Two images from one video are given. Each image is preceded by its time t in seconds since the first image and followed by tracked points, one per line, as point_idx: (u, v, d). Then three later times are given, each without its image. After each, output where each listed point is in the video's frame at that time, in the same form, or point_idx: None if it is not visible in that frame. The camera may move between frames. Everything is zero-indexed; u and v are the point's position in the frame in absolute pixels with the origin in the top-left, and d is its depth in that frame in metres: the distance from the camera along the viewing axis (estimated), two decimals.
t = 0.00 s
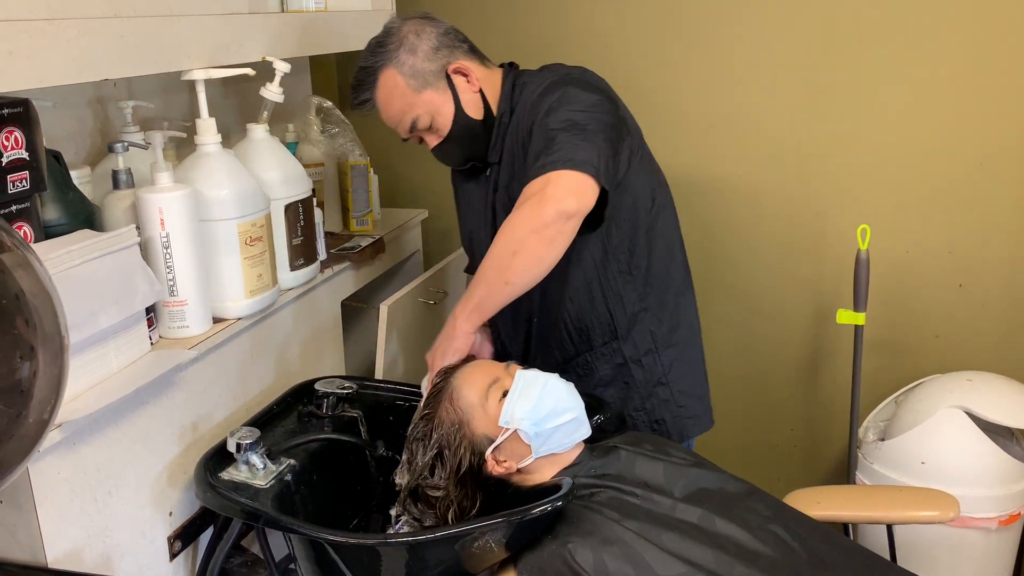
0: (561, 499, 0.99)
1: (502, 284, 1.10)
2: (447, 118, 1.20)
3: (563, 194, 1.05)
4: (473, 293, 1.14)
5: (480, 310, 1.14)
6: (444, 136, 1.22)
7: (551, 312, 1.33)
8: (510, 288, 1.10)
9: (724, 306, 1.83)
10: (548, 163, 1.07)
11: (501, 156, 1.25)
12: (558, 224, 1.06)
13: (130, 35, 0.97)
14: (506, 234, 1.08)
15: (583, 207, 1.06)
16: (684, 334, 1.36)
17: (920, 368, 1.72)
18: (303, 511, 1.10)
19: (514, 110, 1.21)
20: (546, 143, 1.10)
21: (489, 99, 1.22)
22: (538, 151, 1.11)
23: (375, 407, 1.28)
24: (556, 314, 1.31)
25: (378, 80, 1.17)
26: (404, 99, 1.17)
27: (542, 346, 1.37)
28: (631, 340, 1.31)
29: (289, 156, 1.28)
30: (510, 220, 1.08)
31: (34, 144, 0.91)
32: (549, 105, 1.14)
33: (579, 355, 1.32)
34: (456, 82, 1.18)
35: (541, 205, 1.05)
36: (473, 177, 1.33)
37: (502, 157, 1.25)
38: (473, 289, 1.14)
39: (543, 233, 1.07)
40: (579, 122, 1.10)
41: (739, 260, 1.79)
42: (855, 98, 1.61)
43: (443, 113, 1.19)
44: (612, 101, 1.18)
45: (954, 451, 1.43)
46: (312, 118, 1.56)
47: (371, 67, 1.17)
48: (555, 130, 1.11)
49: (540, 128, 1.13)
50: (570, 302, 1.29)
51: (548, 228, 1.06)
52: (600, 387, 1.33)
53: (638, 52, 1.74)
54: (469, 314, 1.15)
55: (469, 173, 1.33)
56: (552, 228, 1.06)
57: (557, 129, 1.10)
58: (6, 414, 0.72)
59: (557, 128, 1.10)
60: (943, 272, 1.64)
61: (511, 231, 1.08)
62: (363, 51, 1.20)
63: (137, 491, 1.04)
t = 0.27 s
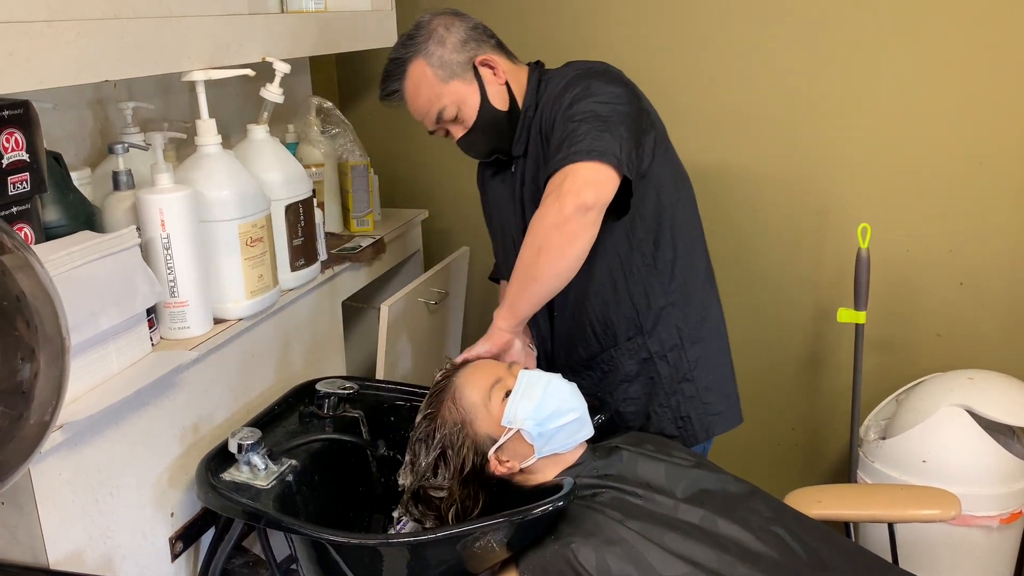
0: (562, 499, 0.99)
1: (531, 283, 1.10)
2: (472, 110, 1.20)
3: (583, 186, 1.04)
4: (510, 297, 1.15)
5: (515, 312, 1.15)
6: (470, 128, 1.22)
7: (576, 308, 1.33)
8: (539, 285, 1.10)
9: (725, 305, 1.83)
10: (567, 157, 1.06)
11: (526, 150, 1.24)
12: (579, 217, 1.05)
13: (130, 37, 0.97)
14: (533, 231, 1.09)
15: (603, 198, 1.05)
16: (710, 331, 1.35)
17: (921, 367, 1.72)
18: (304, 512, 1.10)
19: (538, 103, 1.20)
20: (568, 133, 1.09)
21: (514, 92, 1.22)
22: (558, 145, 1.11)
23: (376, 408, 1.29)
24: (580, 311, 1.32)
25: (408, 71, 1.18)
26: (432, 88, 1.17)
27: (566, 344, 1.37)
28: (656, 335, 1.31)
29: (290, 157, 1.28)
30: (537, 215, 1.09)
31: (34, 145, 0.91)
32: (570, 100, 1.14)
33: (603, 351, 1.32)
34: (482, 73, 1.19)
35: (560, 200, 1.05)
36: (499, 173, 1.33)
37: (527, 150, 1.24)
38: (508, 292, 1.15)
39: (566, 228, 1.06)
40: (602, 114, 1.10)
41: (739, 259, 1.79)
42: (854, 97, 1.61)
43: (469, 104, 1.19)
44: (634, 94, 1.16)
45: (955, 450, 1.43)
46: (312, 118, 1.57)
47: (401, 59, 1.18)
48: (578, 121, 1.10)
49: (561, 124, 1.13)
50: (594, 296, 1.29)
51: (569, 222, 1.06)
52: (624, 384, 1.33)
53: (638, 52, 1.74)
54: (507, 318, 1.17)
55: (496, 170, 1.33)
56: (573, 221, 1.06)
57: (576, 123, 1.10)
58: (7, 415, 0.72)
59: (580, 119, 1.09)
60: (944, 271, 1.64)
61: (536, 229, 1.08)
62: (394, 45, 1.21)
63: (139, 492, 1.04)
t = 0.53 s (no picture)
0: (564, 500, 0.99)
1: (531, 269, 1.05)
2: (483, 107, 1.20)
3: (593, 179, 1.02)
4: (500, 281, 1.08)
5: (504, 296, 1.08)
6: (481, 125, 1.22)
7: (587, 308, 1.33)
8: (539, 272, 1.05)
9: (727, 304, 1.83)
10: (582, 150, 1.04)
11: (538, 149, 1.25)
12: (589, 209, 1.03)
13: (131, 39, 0.97)
14: (538, 217, 1.05)
15: (615, 194, 1.03)
16: (723, 331, 1.34)
17: (923, 366, 1.72)
18: (307, 513, 1.11)
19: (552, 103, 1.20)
20: (582, 130, 1.07)
21: (527, 90, 1.22)
22: (571, 142, 1.09)
23: (378, 409, 1.28)
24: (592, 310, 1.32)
25: (421, 66, 1.18)
26: (445, 84, 1.17)
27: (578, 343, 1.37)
28: (668, 335, 1.30)
29: (291, 159, 1.28)
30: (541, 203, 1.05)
31: (36, 148, 0.91)
32: (584, 99, 1.12)
33: (614, 351, 1.32)
34: (495, 71, 1.19)
35: (572, 189, 1.02)
36: (511, 173, 1.34)
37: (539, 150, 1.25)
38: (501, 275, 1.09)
39: (574, 218, 1.03)
40: (616, 110, 1.08)
41: (740, 258, 1.79)
42: (855, 96, 1.61)
43: (480, 101, 1.19)
44: (647, 92, 1.15)
45: (958, 449, 1.43)
46: (313, 119, 1.57)
47: (416, 53, 1.18)
48: (592, 118, 1.08)
49: (575, 122, 1.11)
50: (606, 296, 1.29)
51: (579, 214, 1.03)
52: (635, 384, 1.33)
53: (639, 51, 1.74)
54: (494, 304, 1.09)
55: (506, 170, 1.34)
56: (583, 213, 1.03)
57: (590, 120, 1.08)
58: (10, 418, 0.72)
59: (594, 116, 1.08)
60: (946, 270, 1.64)
61: (542, 215, 1.04)
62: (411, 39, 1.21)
63: (142, 494, 1.04)
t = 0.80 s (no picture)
0: (568, 501, 0.99)
1: (518, 278, 1.02)
2: (481, 105, 1.21)
3: (588, 191, 1.01)
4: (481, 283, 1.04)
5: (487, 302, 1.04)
6: (478, 123, 1.23)
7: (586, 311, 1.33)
8: (525, 282, 1.03)
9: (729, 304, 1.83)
10: (581, 160, 1.02)
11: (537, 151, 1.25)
12: (584, 222, 1.02)
13: (135, 42, 0.97)
14: (529, 225, 1.03)
15: (609, 207, 1.02)
16: (721, 337, 1.34)
17: (927, 366, 1.71)
18: (311, 515, 1.11)
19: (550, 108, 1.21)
20: (580, 138, 1.07)
21: (526, 91, 1.22)
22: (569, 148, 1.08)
23: (381, 410, 1.29)
24: (590, 312, 1.32)
25: (421, 62, 1.19)
26: (443, 80, 1.18)
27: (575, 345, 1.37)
28: (667, 341, 1.30)
29: (294, 161, 1.28)
30: (530, 213, 1.03)
31: (40, 151, 0.91)
32: (586, 105, 1.12)
33: (612, 355, 1.32)
34: (494, 70, 1.20)
35: (568, 201, 1.01)
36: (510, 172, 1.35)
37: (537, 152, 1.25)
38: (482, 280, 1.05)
39: (567, 230, 1.02)
40: (614, 118, 1.07)
41: (743, 258, 1.78)
42: (858, 96, 1.61)
43: (478, 100, 1.20)
44: (649, 100, 1.14)
45: (961, 449, 1.43)
46: (315, 121, 1.57)
47: (417, 49, 1.19)
48: (589, 126, 1.07)
49: (575, 127, 1.10)
50: (605, 299, 1.29)
51: (574, 225, 1.02)
52: (633, 388, 1.33)
53: (641, 52, 1.74)
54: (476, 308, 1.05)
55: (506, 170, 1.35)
56: (577, 225, 1.02)
57: (589, 127, 1.07)
58: (15, 420, 0.73)
59: (591, 123, 1.07)
60: (949, 269, 1.64)
61: (534, 224, 1.02)
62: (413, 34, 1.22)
63: (146, 495, 1.04)
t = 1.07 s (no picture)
0: (569, 501, 0.99)
1: (542, 270, 0.97)
2: (448, 115, 1.19)
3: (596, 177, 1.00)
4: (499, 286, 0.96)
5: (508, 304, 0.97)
6: (446, 133, 1.21)
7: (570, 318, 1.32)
8: (546, 276, 0.98)
9: (730, 305, 1.83)
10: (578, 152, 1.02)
11: (512, 160, 1.24)
12: (599, 208, 1.00)
13: (136, 42, 0.97)
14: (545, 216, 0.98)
15: (619, 189, 1.01)
16: (703, 337, 1.36)
17: (929, 366, 1.71)
18: (312, 515, 1.11)
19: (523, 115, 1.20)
20: (569, 136, 1.06)
21: (494, 100, 1.21)
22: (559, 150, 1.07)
23: (382, 410, 1.29)
24: (574, 319, 1.31)
25: (386, 69, 1.17)
26: (407, 90, 1.16)
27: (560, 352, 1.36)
28: (653, 343, 1.30)
29: (295, 161, 1.28)
30: (537, 205, 0.99)
31: (41, 151, 0.91)
32: (565, 107, 1.12)
33: (599, 360, 1.31)
34: (461, 79, 1.18)
35: (580, 187, 0.99)
36: (484, 183, 1.34)
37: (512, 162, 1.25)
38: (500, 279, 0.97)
39: (587, 216, 0.99)
40: (600, 116, 1.07)
41: (744, 259, 1.78)
42: (859, 96, 1.60)
43: (445, 109, 1.18)
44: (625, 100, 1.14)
45: (963, 449, 1.42)
46: (316, 122, 1.57)
47: (382, 56, 1.17)
48: (575, 125, 1.07)
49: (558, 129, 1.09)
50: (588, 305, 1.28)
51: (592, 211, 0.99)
52: (622, 392, 1.33)
53: (642, 52, 1.74)
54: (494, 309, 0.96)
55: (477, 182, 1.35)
56: (596, 210, 0.99)
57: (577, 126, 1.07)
58: (16, 420, 0.73)
59: (579, 122, 1.07)
60: (951, 270, 1.64)
61: (552, 214, 0.98)
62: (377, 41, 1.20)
63: (146, 496, 1.04)
